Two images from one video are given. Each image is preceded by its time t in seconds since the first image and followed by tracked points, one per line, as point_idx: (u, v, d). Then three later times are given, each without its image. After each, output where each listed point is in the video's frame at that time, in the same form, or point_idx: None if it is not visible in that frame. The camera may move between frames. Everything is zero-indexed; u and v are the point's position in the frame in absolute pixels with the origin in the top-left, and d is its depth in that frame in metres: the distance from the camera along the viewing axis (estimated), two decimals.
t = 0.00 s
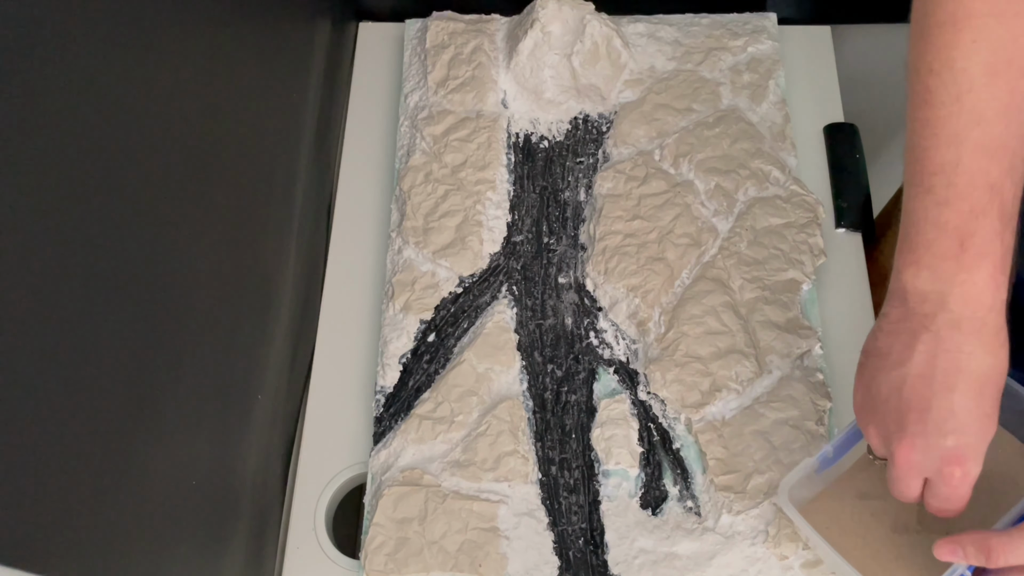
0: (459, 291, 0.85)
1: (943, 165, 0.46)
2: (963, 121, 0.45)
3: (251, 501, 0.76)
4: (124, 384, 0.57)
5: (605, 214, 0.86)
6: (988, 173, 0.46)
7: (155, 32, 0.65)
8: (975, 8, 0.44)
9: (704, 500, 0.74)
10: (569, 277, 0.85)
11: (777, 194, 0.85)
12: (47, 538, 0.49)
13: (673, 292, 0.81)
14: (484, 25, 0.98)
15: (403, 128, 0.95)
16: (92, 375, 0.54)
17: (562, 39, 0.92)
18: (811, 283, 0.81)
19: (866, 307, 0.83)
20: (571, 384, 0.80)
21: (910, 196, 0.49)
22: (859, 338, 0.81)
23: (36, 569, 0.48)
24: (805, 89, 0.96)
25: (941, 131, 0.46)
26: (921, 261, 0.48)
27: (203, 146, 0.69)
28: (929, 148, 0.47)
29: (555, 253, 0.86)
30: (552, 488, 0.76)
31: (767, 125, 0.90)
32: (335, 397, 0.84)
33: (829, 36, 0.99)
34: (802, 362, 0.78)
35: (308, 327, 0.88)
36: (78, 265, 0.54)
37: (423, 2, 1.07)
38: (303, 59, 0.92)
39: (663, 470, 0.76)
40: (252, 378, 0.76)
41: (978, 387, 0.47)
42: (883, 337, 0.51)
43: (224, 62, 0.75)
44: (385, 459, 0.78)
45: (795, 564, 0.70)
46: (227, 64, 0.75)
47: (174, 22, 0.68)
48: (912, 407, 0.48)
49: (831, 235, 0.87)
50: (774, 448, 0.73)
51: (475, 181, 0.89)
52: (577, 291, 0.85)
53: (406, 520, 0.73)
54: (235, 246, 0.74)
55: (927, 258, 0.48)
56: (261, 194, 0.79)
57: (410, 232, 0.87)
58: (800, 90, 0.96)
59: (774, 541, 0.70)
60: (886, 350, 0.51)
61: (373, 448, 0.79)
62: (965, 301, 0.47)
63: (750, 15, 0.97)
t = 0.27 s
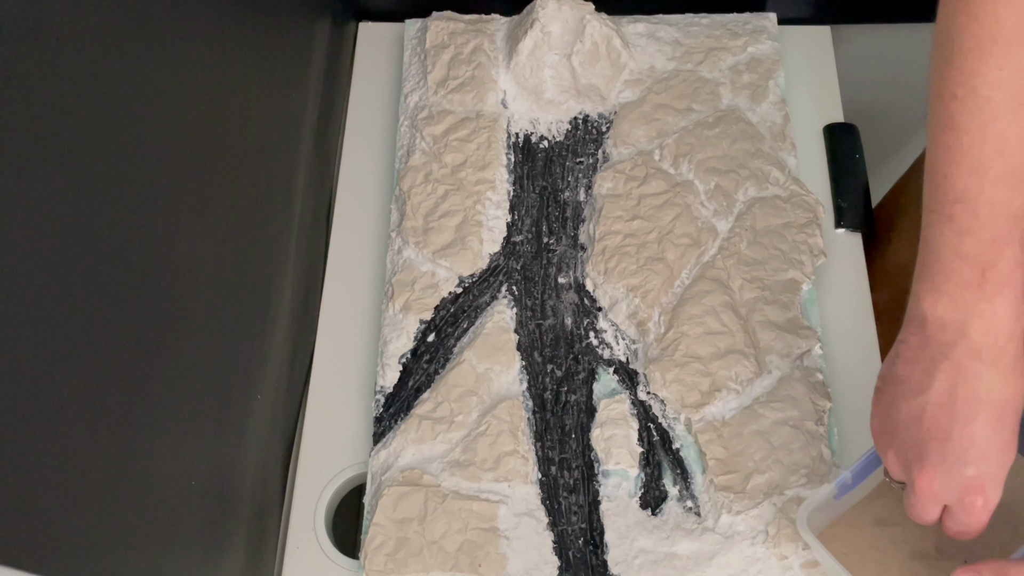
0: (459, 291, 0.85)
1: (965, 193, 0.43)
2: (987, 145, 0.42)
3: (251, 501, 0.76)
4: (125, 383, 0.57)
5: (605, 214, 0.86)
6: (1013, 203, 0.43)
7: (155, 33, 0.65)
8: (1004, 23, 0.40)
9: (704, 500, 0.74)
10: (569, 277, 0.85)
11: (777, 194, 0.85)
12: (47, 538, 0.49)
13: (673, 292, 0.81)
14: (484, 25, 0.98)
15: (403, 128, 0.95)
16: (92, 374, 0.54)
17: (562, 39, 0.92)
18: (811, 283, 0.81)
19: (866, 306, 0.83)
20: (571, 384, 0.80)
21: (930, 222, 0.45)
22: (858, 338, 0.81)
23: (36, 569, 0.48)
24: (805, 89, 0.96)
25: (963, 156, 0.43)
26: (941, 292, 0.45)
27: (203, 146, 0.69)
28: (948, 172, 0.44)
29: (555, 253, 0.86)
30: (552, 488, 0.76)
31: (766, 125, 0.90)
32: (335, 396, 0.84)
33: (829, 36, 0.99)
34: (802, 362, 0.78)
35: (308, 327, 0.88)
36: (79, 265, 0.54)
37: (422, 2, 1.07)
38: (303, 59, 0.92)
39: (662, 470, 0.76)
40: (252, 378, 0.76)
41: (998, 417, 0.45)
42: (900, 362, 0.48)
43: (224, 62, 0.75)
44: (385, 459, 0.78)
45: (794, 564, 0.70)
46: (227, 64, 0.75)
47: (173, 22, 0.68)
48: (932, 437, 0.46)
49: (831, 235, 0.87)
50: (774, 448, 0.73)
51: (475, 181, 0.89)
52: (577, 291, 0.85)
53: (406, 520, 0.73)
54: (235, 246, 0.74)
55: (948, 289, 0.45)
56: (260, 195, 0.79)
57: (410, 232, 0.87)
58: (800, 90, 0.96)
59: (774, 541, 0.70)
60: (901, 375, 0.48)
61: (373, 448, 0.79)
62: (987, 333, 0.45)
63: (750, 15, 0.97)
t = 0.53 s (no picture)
0: (459, 291, 0.85)
1: (913, 194, 0.42)
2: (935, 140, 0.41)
3: (251, 501, 0.76)
4: (124, 384, 0.57)
5: (605, 214, 0.86)
6: (959, 202, 0.41)
7: (154, 33, 0.65)
8: (948, 20, 0.40)
9: (704, 500, 0.74)
10: (569, 277, 0.85)
11: (777, 194, 0.85)
12: (47, 539, 0.49)
13: (673, 292, 0.81)
14: (484, 25, 0.98)
15: (403, 128, 0.95)
16: (92, 374, 0.54)
17: (562, 39, 0.92)
18: (810, 283, 0.81)
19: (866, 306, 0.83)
20: (571, 384, 0.80)
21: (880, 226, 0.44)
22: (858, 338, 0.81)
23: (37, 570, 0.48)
24: (805, 89, 0.96)
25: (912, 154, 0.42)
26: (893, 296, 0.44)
27: (203, 146, 0.69)
28: (899, 171, 0.43)
29: (555, 253, 0.86)
30: (552, 488, 0.76)
31: (766, 125, 0.90)
32: (335, 397, 0.84)
33: (829, 36, 0.99)
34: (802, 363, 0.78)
35: (307, 327, 0.88)
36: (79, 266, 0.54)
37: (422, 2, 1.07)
38: (302, 59, 0.92)
39: (662, 470, 0.76)
40: (252, 378, 0.76)
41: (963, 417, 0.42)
42: (859, 367, 0.46)
43: (223, 62, 0.75)
44: (385, 460, 0.78)
45: (795, 564, 0.70)
46: (227, 64, 0.75)
47: (173, 22, 0.68)
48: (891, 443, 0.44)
49: (831, 235, 0.87)
50: (774, 448, 0.73)
51: (475, 181, 0.89)
52: (577, 291, 0.85)
53: (406, 520, 0.73)
54: (235, 247, 0.74)
55: (898, 289, 0.43)
56: (260, 195, 0.79)
57: (409, 232, 0.87)
58: (801, 90, 0.96)
59: (774, 541, 0.70)
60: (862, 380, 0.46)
61: (373, 448, 0.79)
62: (944, 335, 0.42)
63: (750, 15, 0.97)
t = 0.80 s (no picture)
0: (459, 291, 0.85)
1: (794, 208, 0.41)
2: (830, 152, 0.40)
3: (251, 501, 0.76)
4: (125, 383, 0.57)
5: (605, 214, 0.86)
6: (837, 219, 0.41)
7: (156, 32, 0.65)
8: (841, 33, 0.39)
9: (704, 500, 0.74)
10: (569, 277, 0.85)
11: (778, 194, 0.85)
12: (47, 538, 0.49)
13: (673, 292, 0.82)
14: (484, 25, 0.98)
15: (403, 128, 0.95)
16: (93, 374, 0.54)
17: (562, 38, 0.93)
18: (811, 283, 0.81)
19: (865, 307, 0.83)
20: (571, 384, 0.80)
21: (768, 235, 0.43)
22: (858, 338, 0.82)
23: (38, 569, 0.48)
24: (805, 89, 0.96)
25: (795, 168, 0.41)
26: (791, 306, 0.42)
27: (203, 146, 0.69)
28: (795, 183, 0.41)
29: (555, 253, 0.86)
30: (552, 488, 0.76)
31: (767, 125, 0.90)
32: (335, 397, 0.84)
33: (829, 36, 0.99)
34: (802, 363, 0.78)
35: (307, 327, 0.88)
36: (80, 265, 0.53)
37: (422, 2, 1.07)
38: (303, 59, 0.92)
39: (662, 470, 0.76)
40: (252, 378, 0.76)
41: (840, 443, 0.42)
42: (736, 382, 0.45)
43: (224, 62, 0.75)
44: (385, 459, 0.78)
45: (794, 564, 0.70)
46: (227, 64, 0.75)
47: (174, 21, 0.68)
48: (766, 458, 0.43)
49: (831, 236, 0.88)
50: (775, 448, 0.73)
51: (475, 181, 0.89)
52: (577, 291, 0.85)
53: (406, 520, 0.73)
54: (235, 246, 0.73)
55: (775, 303, 0.42)
56: (260, 195, 0.79)
57: (410, 232, 0.87)
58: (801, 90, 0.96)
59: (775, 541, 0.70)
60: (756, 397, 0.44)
61: (373, 448, 0.79)
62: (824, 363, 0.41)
63: (750, 15, 0.97)
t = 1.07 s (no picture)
0: (459, 291, 0.85)
1: (680, 307, 0.48)
2: (715, 223, 0.45)
3: (251, 501, 0.76)
4: (124, 382, 0.57)
5: (605, 214, 0.86)
6: (718, 319, 0.49)
7: (157, 31, 0.65)
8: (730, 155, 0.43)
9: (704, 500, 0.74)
10: (569, 278, 0.85)
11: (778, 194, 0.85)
12: (46, 538, 0.49)
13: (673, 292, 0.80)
14: (485, 25, 0.99)
15: (403, 128, 0.95)
16: (92, 372, 0.54)
17: (562, 39, 0.93)
18: (810, 283, 0.82)
19: (866, 306, 0.83)
20: (571, 384, 0.80)
21: (653, 262, 0.49)
22: (858, 338, 0.81)
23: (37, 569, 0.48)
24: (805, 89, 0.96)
25: (684, 271, 0.47)
26: (667, 336, 0.50)
27: (203, 145, 0.69)
28: (673, 226, 0.47)
29: (555, 253, 0.86)
30: (552, 488, 0.76)
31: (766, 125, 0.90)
32: (335, 397, 0.84)
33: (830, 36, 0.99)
34: (802, 363, 0.78)
35: (307, 327, 0.88)
36: (81, 263, 0.53)
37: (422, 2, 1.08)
38: (303, 59, 0.92)
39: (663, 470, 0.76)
40: (252, 378, 0.76)
41: (692, 484, 0.55)
42: (625, 454, 0.57)
43: (224, 61, 0.75)
44: (385, 460, 0.78)
45: (795, 564, 0.70)
46: (228, 64, 0.75)
47: (175, 20, 0.68)
48: (657, 518, 0.56)
49: (831, 235, 0.88)
50: (775, 448, 0.73)
51: (475, 181, 0.89)
52: (577, 291, 0.85)
53: (406, 520, 0.73)
54: (234, 246, 0.73)
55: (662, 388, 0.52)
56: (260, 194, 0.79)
57: (410, 232, 0.87)
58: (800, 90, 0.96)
59: (775, 541, 0.69)
60: (655, 480, 0.55)
61: (373, 448, 0.79)
62: (687, 426, 0.53)
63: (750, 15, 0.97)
